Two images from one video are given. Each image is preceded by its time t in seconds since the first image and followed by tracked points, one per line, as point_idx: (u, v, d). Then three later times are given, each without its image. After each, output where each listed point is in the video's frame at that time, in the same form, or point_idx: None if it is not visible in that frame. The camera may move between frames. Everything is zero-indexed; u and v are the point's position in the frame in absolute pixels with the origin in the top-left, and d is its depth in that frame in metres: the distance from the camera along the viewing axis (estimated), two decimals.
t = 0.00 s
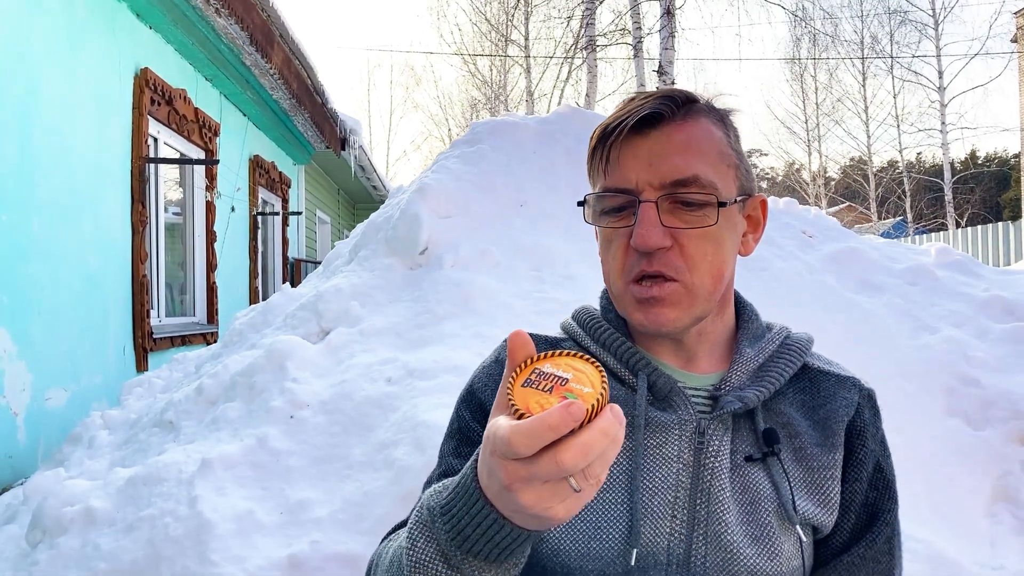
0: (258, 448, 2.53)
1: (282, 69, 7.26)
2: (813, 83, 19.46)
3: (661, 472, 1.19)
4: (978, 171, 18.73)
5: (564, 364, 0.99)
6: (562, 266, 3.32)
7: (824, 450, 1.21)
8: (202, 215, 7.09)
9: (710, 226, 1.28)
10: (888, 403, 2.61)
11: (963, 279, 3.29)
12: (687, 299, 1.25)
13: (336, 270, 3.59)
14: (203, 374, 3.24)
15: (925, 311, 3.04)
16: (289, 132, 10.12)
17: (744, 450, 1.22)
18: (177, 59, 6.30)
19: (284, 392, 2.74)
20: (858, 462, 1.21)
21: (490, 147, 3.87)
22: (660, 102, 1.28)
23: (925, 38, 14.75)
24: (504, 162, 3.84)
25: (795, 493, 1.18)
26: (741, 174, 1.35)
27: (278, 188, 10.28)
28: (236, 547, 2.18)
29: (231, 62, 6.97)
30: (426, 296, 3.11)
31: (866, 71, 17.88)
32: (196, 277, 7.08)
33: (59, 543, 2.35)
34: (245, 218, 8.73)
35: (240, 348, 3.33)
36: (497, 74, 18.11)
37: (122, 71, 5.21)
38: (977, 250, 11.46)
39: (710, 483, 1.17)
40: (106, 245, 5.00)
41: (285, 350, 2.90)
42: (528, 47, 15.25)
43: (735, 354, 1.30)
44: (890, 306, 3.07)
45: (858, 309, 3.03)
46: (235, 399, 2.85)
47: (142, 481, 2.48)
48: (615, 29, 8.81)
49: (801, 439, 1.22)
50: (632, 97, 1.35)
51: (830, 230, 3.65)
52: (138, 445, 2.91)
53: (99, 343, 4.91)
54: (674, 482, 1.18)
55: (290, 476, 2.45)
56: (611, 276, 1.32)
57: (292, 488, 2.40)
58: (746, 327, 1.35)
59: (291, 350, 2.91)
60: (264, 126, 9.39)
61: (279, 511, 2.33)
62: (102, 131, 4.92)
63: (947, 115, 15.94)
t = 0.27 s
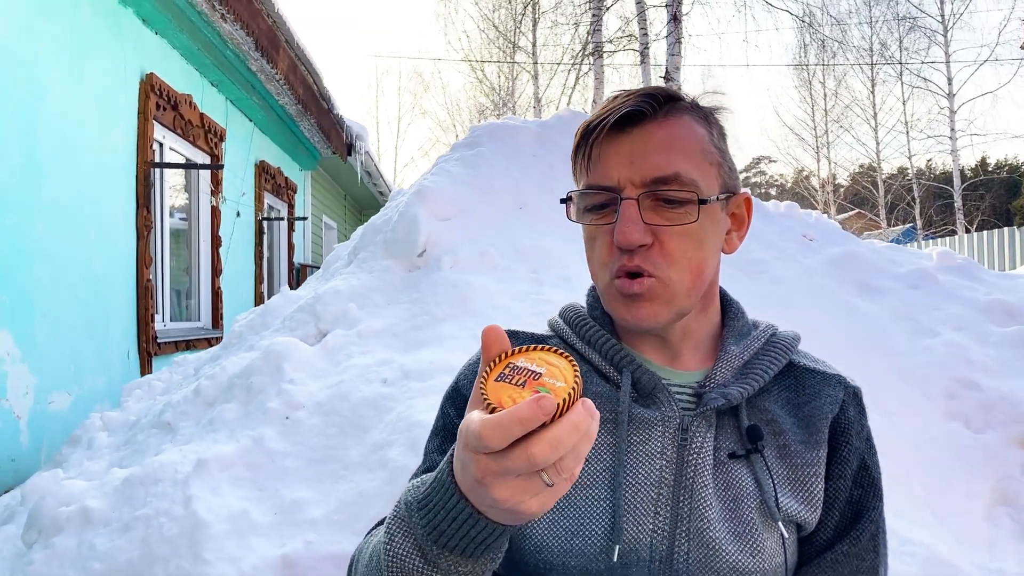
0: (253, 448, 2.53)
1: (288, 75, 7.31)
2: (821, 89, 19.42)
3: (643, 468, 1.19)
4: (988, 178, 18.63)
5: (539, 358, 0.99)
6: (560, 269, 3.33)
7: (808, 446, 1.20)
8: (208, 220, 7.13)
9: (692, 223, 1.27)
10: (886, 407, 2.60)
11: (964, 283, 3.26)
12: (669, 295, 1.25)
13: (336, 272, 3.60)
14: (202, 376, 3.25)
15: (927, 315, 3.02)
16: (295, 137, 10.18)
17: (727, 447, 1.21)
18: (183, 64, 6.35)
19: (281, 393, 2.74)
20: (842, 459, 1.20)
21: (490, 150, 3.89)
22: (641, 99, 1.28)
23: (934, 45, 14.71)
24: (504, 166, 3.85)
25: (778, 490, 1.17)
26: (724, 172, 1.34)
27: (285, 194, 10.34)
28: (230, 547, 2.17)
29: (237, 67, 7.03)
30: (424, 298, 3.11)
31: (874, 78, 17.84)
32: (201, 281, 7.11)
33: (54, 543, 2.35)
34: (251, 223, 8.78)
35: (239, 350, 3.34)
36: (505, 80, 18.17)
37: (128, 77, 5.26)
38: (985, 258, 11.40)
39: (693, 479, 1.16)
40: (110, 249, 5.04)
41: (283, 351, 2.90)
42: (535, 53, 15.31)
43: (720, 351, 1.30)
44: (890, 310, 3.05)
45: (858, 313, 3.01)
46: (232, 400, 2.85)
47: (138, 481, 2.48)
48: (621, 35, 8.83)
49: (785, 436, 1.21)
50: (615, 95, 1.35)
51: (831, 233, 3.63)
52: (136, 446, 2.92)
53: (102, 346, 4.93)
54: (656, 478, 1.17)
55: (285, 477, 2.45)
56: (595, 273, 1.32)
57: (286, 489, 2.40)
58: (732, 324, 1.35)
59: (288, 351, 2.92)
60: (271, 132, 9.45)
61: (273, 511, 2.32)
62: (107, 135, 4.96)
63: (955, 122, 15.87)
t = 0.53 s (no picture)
0: (256, 442, 2.56)
1: (298, 79, 7.39)
2: (831, 95, 19.37)
3: (633, 455, 1.20)
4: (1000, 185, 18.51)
5: (522, 343, 1.01)
6: (562, 269, 3.35)
7: (795, 435, 1.22)
8: (217, 223, 7.20)
9: (680, 215, 1.29)
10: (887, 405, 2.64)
11: (966, 284, 3.34)
12: (657, 285, 1.27)
13: (340, 271, 3.64)
14: (208, 373, 3.29)
15: (927, 316, 3.09)
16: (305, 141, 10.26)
17: (715, 435, 1.23)
18: (193, 68, 6.43)
19: (284, 389, 2.78)
20: (829, 447, 1.22)
21: (494, 152, 3.93)
22: (631, 92, 1.30)
23: (944, 51, 14.66)
24: (508, 167, 3.89)
25: (765, 477, 1.19)
26: (713, 164, 1.36)
27: (295, 197, 10.42)
28: (232, 538, 2.20)
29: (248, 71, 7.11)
30: (426, 296, 3.14)
31: (884, 84, 17.80)
32: (210, 284, 7.17)
33: (60, 534, 2.38)
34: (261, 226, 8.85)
35: (245, 347, 3.38)
36: (515, 86, 18.25)
37: (139, 80, 5.33)
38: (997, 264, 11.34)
39: (680, 466, 1.18)
40: (121, 250, 5.10)
41: (286, 347, 2.94)
42: (545, 59, 15.37)
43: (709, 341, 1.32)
44: (890, 310, 3.12)
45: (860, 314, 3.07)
46: (236, 396, 2.89)
47: (142, 474, 2.51)
48: (630, 40, 8.87)
49: (773, 425, 1.23)
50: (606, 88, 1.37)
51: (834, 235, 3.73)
52: (141, 441, 2.95)
53: (112, 347, 4.99)
54: (645, 465, 1.19)
55: (287, 470, 2.48)
56: (586, 264, 1.34)
57: (288, 482, 2.43)
58: (722, 315, 1.36)
59: (292, 348, 2.95)
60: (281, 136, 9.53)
61: (274, 504, 2.35)
62: (118, 137, 5.03)
63: (966, 128, 15.80)
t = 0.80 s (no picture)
0: (265, 440, 2.59)
1: (310, 82, 7.46)
2: (844, 98, 19.28)
3: (633, 449, 1.21)
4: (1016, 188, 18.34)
5: (520, 337, 1.03)
6: (569, 269, 3.38)
7: (794, 430, 1.23)
8: (230, 225, 7.27)
9: (680, 213, 1.31)
10: (892, 406, 2.69)
11: (975, 285, 3.37)
12: (658, 283, 1.28)
13: (350, 271, 3.68)
14: (219, 372, 3.33)
15: (935, 316, 3.13)
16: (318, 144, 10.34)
17: (715, 430, 1.24)
18: (206, 72, 6.50)
19: (294, 387, 2.81)
20: (827, 443, 1.24)
21: (502, 153, 3.97)
22: (631, 92, 1.31)
23: (959, 53, 14.55)
24: (517, 169, 3.92)
25: (763, 472, 1.21)
26: (713, 163, 1.38)
27: (307, 200, 10.50)
28: (240, 534, 2.23)
29: (260, 75, 7.18)
30: (434, 297, 3.17)
31: (899, 87, 17.69)
32: (223, 286, 7.24)
33: (72, 530, 2.41)
34: (273, 228, 8.92)
35: (255, 346, 3.41)
36: (527, 89, 18.30)
37: (152, 85, 5.41)
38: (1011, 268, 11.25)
39: (680, 460, 1.19)
40: (134, 253, 5.18)
41: (295, 347, 2.97)
42: (557, 62, 15.40)
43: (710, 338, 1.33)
44: (898, 310, 3.15)
45: (868, 314, 3.10)
46: (246, 395, 2.92)
47: (153, 471, 2.54)
48: (642, 43, 8.88)
49: (771, 420, 1.25)
50: (607, 88, 1.38)
51: (841, 236, 3.77)
52: (153, 440, 2.99)
53: (125, 348, 5.06)
54: (645, 459, 1.20)
55: (295, 467, 2.50)
56: (587, 261, 1.35)
57: (296, 479, 2.46)
58: (722, 312, 1.38)
59: (301, 347, 2.98)
60: (294, 139, 9.60)
61: (282, 501, 2.37)
62: (131, 140, 5.10)
63: (981, 130, 15.67)
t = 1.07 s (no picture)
0: (274, 434, 2.62)
1: (322, 83, 7.52)
2: (858, 98, 19.15)
3: (633, 438, 1.22)
4: None
5: (519, 333, 1.05)
6: (577, 268, 3.39)
7: (793, 421, 1.25)
8: (243, 225, 7.34)
9: (682, 207, 1.32)
10: (898, 403, 2.81)
11: (984, 284, 3.50)
12: (660, 276, 1.30)
13: (359, 269, 3.72)
14: (229, 368, 3.37)
15: (942, 314, 3.26)
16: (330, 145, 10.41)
17: (714, 421, 1.25)
18: (219, 72, 6.58)
19: (302, 382, 2.84)
20: (824, 433, 1.25)
21: (510, 152, 4.00)
22: (634, 86, 1.32)
23: (975, 53, 14.42)
24: (525, 168, 3.95)
25: (762, 461, 1.22)
26: (715, 156, 1.39)
27: (319, 201, 10.58)
28: (249, 527, 2.26)
29: (272, 76, 7.25)
30: (441, 294, 3.19)
31: (913, 87, 17.55)
32: (235, 285, 7.31)
33: (83, 522, 2.45)
34: (285, 228, 8.99)
35: (265, 343, 3.45)
36: (539, 91, 18.32)
37: (165, 86, 5.48)
38: None
39: (680, 449, 1.20)
40: (147, 252, 5.24)
41: (305, 343, 3.01)
42: (569, 63, 15.41)
43: (710, 330, 1.34)
44: (905, 308, 3.28)
45: (877, 312, 3.23)
46: (255, 390, 2.95)
47: (163, 466, 2.59)
48: (653, 44, 8.88)
49: (770, 411, 1.26)
50: (609, 81, 1.39)
51: (851, 234, 3.89)
52: (163, 434, 3.03)
53: (138, 347, 5.13)
54: (645, 448, 1.21)
55: (303, 461, 2.53)
56: (590, 254, 1.37)
57: (304, 473, 2.49)
58: (722, 304, 1.39)
59: (310, 343, 3.01)
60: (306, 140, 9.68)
61: (291, 494, 2.41)
62: (144, 141, 5.17)
63: (997, 131, 15.52)
